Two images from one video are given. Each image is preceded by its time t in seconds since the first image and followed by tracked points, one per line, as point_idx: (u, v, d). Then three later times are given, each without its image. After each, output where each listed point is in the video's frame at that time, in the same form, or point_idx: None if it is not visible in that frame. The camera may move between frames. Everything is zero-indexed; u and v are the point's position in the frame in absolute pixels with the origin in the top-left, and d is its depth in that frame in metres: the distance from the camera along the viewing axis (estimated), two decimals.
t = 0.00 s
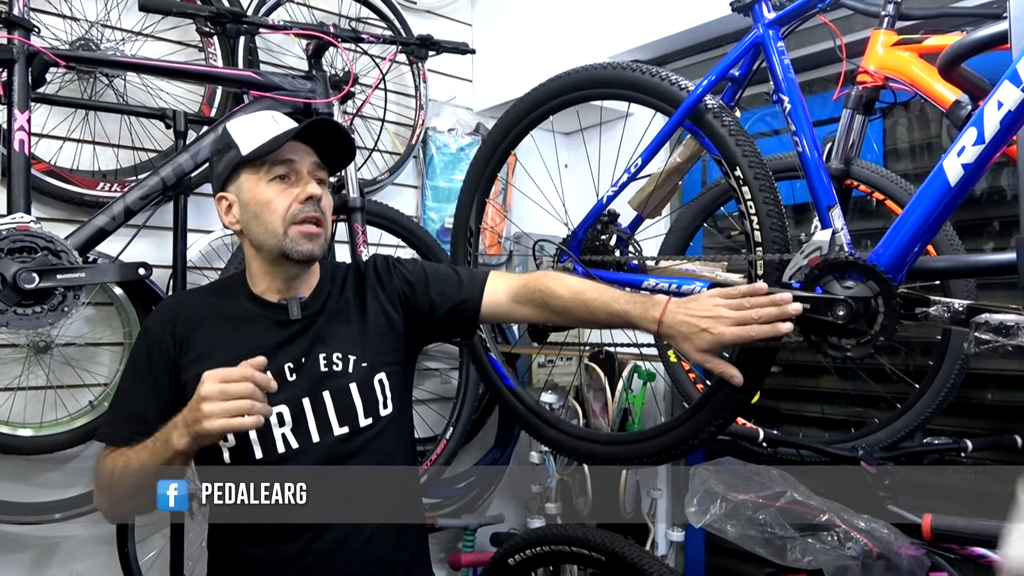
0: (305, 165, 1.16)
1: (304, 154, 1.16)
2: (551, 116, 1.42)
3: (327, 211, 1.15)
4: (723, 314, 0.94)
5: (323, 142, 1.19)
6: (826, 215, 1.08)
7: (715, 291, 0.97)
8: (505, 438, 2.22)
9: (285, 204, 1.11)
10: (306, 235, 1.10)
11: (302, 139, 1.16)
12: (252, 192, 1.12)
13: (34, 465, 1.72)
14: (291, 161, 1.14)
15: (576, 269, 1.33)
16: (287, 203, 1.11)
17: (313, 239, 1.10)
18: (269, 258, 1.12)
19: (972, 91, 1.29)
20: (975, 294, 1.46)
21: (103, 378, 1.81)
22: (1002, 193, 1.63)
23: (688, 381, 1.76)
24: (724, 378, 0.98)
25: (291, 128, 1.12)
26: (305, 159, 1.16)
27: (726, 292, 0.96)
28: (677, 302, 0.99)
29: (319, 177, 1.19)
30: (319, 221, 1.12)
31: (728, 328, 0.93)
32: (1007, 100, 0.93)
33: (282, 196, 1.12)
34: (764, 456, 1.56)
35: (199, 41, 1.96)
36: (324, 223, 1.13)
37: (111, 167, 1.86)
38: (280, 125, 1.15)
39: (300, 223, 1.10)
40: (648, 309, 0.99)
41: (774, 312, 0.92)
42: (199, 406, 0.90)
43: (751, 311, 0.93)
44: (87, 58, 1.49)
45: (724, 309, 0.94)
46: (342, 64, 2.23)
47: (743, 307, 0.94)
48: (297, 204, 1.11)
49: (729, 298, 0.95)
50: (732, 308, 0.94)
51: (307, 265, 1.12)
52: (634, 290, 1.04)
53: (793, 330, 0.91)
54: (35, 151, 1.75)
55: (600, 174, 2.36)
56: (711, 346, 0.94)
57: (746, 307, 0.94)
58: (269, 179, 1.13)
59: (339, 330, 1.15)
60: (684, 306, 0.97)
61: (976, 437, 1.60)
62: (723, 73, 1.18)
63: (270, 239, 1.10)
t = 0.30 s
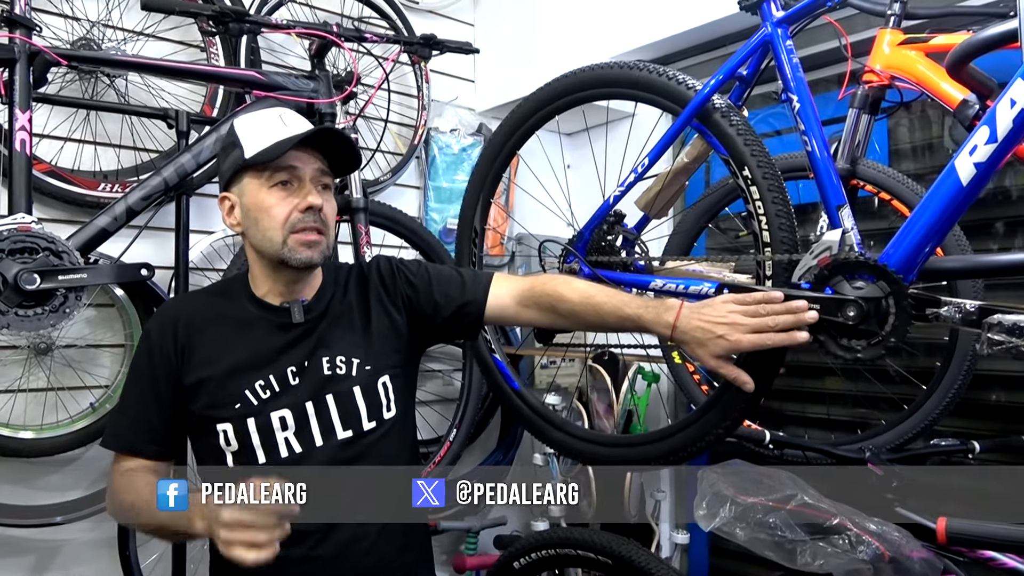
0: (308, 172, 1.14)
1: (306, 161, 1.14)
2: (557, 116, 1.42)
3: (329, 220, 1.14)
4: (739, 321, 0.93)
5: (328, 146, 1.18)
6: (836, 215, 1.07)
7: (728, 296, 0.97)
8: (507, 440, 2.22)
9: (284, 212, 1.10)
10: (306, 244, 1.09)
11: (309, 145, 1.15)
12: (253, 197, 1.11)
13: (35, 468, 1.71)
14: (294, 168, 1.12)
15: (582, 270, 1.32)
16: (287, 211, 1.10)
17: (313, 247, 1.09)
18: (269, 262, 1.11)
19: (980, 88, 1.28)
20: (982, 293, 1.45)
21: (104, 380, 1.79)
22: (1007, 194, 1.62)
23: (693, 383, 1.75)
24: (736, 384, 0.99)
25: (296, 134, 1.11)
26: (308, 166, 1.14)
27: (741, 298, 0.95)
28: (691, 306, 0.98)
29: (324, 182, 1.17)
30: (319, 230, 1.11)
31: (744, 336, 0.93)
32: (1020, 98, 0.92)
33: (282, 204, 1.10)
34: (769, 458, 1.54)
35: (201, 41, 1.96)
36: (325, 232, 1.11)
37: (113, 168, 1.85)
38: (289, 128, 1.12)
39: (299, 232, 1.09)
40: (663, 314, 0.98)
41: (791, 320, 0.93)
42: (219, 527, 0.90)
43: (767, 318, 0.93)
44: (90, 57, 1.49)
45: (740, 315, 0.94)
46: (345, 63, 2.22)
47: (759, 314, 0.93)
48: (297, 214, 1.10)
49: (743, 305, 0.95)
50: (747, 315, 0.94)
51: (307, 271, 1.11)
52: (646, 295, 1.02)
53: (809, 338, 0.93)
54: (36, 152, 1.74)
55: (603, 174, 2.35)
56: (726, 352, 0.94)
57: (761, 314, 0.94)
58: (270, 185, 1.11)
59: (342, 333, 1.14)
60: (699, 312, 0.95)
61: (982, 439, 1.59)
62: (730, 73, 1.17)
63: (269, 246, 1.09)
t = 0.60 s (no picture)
0: (307, 170, 1.13)
1: (305, 159, 1.13)
2: (564, 115, 1.40)
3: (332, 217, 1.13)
4: (743, 315, 0.91)
5: (328, 144, 1.18)
6: (852, 214, 1.06)
7: (733, 292, 0.95)
8: (511, 443, 2.20)
9: (288, 211, 1.08)
10: (311, 241, 1.08)
11: (304, 143, 1.13)
12: (253, 199, 1.09)
13: (37, 474, 1.69)
14: (293, 166, 1.11)
15: (592, 271, 1.31)
16: (290, 210, 1.08)
17: (318, 244, 1.08)
18: (273, 264, 1.10)
19: (991, 86, 1.27)
20: (994, 292, 1.44)
21: (106, 385, 1.76)
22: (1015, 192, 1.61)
23: (700, 383, 1.73)
24: (742, 382, 0.95)
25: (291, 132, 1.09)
26: (306, 163, 1.12)
27: (746, 293, 0.93)
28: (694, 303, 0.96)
29: (323, 180, 1.16)
30: (323, 227, 1.10)
31: (748, 330, 0.90)
32: None
33: (284, 203, 1.09)
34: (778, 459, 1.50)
35: (202, 41, 1.94)
36: (328, 229, 1.10)
37: (114, 170, 1.83)
38: (283, 126, 1.10)
39: (305, 230, 1.08)
40: (665, 309, 0.96)
41: (797, 313, 0.89)
42: (240, 552, 0.91)
43: (772, 312, 0.90)
44: (91, 58, 1.47)
45: (744, 310, 0.91)
46: (348, 64, 2.21)
47: (765, 308, 0.91)
48: (300, 212, 1.08)
49: (750, 300, 0.93)
50: (753, 309, 0.92)
51: (312, 271, 1.10)
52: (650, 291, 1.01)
53: (816, 332, 0.89)
54: (37, 154, 1.72)
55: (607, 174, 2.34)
56: (730, 348, 0.91)
57: (767, 308, 0.91)
58: (270, 185, 1.10)
59: (346, 335, 1.12)
60: (701, 307, 0.93)
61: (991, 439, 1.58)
62: (742, 71, 1.16)
63: (274, 247, 1.07)
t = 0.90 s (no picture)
0: (317, 175, 1.10)
1: (316, 164, 1.11)
2: (571, 116, 1.39)
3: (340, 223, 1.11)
4: (753, 320, 0.88)
5: (338, 150, 1.15)
6: (868, 217, 1.06)
7: (744, 296, 0.92)
8: (512, 447, 2.18)
9: (297, 217, 1.06)
10: (320, 247, 1.06)
11: (315, 148, 1.11)
12: (261, 203, 1.07)
13: (34, 480, 1.67)
14: (304, 171, 1.09)
15: (602, 274, 1.30)
16: (299, 216, 1.07)
17: (326, 251, 1.07)
18: (279, 270, 1.08)
19: (1001, 87, 1.24)
20: (1003, 294, 1.42)
21: (103, 390, 1.74)
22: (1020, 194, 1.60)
23: (705, 388, 1.71)
24: (753, 386, 0.92)
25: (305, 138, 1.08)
26: (317, 168, 1.11)
27: (755, 296, 0.90)
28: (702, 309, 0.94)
29: (332, 186, 1.13)
30: (332, 233, 1.08)
31: (757, 335, 0.87)
32: None
33: (294, 209, 1.07)
34: (784, 462, 1.43)
35: (201, 41, 1.92)
36: (337, 235, 1.08)
37: (112, 172, 1.81)
38: (294, 131, 1.09)
39: (314, 236, 1.06)
40: (674, 314, 0.93)
41: (807, 318, 0.86)
42: (239, 553, 0.88)
43: (782, 316, 0.88)
44: (90, 57, 1.45)
45: (753, 314, 0.89)
46: (350, 65, 2.19)
47: (774, 312, 0.89)
48: (310, 218, 1.07)
49: (758, 303, 0.90)
50: (762, 314, 0.89)
51: (319, 277, 1.08)
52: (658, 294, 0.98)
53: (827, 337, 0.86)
54: (34, 155, 1.69)
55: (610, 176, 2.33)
56: (740, 353, 0.89)
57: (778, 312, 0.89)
58: (279, 190, 1.08)
59: (351, 340, 1.10)
60: (710, 311, 0.91)
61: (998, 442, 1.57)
62: (754, 72, 1.15)
63: (282, 253, 1.06)
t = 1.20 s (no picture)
0: (328, 177, 1.08)
1: (328, 167, 1.09)
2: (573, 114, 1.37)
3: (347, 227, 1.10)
4: (758, 331, 0.87)
5: (350, 154, 1.14)
6: (876, 216, 1.05)
7: (749, 306, 0.90)
8: (507, 448, 2.16)
9: (308, 220, 1.04)
10: (328, 253, 1.05)
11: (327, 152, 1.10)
12: (271, 203, 1.05)
13: (23, 482, 1.63)
14: (316, 173, 1.07)
15: (604, 274, 1.29)
16: (310, 218, 1.05)
17: (334, 256, 1.05)
18: (285, 271, 1.06)
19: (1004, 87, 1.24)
20: (1003, 295, 1.42)
21: (93, 391, 1.71)
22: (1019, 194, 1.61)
23: (704, 389, 1.68)
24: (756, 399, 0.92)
25: (324, 142, 1.05)
26: (328, 171, 1.08)
27: (762, 307, 0.89)
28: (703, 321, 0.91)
29: (340, 189, 1.12)
30: (339, 238, 1.07)
31: (762, 347, 0.86)
32: None
33: (305, 211, 1.05)
34: (784, 463, 1.45)
35: (194, 37, 1.89)
36: (344, 240, 1.08)
37: (103, 169, 1.77)
38: (302, 131, 1.09)
39: (322, 240, 1.05)
40: (679, 323, 0.92)
41: (812, 335, 0.84)
42: (240, 566, 0.86)
43: (788, 330, 0.86)
44: (82, 52, 1.42)
45: (758, 325, 0.87)
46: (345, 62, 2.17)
47: (780, 326, 0.87)
48: (321, 221, 1.05)
49: (764, 315, 0.88)
50: (767, 326, 0.87)
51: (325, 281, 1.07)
52: (662, 303, 0.97)
53: (832, 364, 0.86)
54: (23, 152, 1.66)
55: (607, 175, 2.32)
56: (744, 363, 0.87)
57: (782, 326, 0.87)
58: (290, 192, 1.05)
59: (350, 340, 1.08)
60: (716, 321, 0.89)
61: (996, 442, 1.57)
62: (760, 71, 1.14)
63: (290, 255, 1.03)
